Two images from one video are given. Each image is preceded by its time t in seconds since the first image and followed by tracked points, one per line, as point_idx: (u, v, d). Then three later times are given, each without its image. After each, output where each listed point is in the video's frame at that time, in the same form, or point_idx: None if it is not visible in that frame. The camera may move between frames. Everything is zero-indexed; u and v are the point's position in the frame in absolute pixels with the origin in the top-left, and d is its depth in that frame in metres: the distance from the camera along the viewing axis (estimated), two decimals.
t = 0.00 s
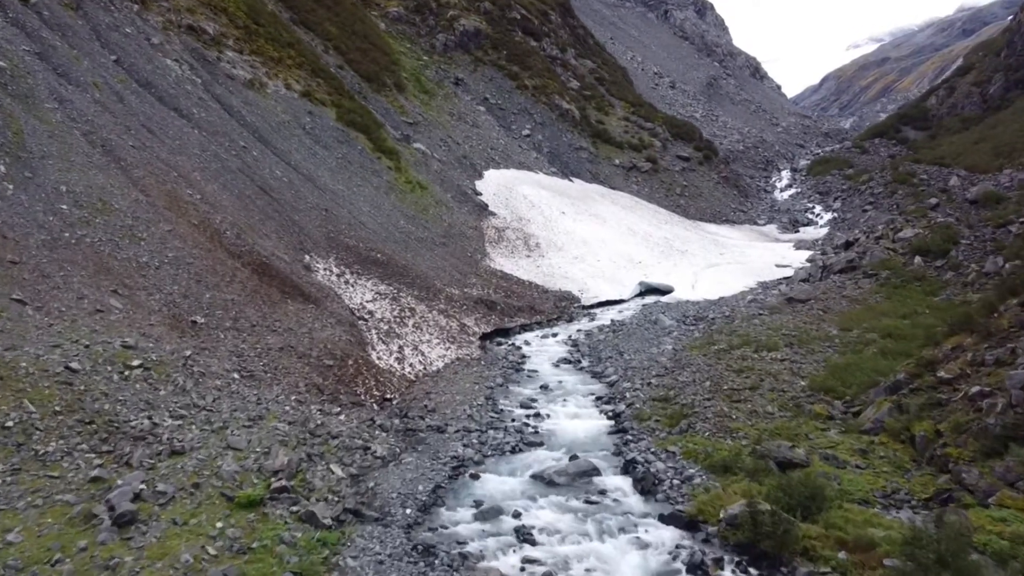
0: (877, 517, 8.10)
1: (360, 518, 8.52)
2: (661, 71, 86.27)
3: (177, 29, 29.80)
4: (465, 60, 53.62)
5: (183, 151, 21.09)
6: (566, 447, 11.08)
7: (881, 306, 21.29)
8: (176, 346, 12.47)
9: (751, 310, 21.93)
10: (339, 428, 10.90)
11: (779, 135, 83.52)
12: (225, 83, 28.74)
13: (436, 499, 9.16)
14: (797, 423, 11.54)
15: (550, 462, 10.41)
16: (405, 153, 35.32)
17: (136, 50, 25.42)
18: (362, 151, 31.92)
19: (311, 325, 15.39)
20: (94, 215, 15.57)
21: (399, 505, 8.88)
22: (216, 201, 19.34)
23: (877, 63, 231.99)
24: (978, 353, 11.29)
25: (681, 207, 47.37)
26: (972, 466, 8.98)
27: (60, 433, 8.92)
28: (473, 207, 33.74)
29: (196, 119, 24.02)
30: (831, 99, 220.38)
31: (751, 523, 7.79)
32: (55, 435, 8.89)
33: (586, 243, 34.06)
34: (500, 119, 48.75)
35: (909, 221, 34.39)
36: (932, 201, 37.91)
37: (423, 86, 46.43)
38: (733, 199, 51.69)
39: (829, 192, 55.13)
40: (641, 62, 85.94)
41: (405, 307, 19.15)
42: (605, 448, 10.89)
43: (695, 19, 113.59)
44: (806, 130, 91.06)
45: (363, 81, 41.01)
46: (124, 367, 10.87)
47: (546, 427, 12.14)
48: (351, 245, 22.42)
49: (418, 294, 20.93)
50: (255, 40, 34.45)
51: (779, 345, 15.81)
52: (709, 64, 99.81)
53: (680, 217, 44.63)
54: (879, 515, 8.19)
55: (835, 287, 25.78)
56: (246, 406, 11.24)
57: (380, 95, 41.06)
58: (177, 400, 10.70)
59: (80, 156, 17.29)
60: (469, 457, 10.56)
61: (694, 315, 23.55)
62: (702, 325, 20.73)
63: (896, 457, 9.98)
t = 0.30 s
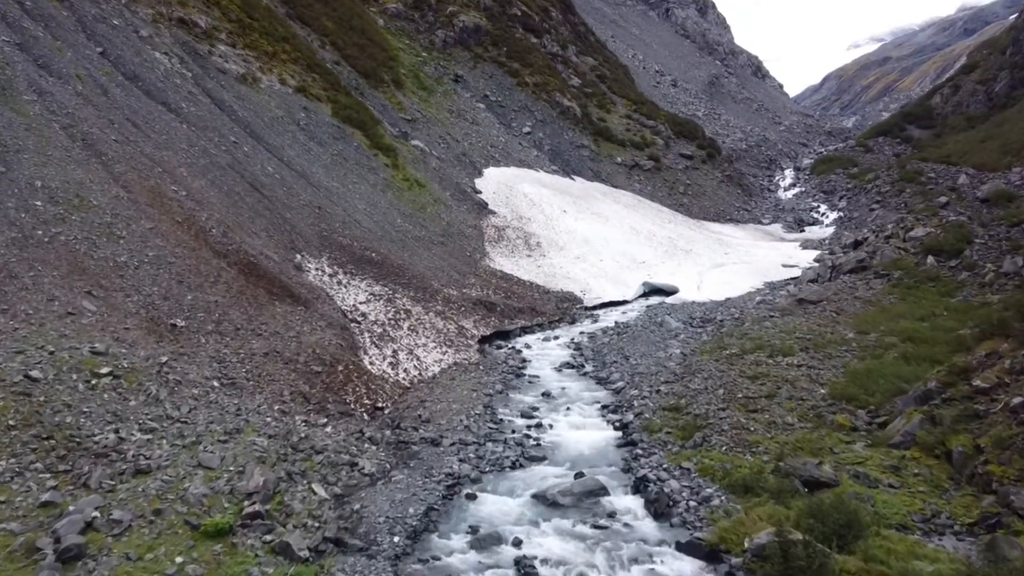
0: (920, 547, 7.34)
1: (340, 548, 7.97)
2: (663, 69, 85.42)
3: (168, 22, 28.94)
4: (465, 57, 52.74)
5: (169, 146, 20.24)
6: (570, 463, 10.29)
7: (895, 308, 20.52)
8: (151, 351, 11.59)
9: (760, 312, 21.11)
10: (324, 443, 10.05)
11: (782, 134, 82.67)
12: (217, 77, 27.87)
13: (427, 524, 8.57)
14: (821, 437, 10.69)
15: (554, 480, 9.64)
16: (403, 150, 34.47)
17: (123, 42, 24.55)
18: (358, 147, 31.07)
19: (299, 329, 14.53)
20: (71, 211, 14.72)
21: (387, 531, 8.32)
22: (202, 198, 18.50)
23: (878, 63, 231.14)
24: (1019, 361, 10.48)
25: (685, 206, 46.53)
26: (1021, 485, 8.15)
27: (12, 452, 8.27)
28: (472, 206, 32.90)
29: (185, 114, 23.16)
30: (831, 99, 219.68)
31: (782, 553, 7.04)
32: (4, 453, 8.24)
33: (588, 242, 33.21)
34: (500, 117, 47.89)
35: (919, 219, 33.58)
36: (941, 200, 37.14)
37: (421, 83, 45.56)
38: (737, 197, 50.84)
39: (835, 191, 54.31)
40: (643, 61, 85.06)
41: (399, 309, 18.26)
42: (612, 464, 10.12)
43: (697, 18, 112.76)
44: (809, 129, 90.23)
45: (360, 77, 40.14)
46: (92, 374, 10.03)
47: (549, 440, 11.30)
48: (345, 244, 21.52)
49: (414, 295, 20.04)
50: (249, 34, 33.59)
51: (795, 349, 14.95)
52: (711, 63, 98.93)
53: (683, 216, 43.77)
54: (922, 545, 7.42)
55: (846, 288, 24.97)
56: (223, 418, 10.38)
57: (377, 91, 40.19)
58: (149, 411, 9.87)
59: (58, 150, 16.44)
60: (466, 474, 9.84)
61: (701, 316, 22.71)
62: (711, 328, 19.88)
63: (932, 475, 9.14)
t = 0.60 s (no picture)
0: None
1: None
2: (664, 68, 84.50)
3: (157, 15, 28.04)
4: (464, 54, 51.84)
5: (154, 141, 19.38)
6: (575, 482, 9.63)
7: (911, 310, 19.70)
8: (122, 358, 10.72)
9: (771, 314, 20.26)
10: (305, 460, 9.59)
11: (785, 132, 81.83)
12: (207, 71, 26.97)
13: (415, 557, 8.04)
14: (846, 452, 9.87)
15: (556, 503, 9.10)
16: (400, 147, 33.62)
17: (108, 33, 23.65)
18: (353, 144, 30.19)
19: (286, 334, 13.68)
20: (43, 209, 13.88)
21: (369, 566, 7.82)
22: (187, 195, 17.65)
23: (878, 62, 230.30)
24: None
25: (687, 205, 45.69)
26: None
27: None
28: (471, 204, 32.04)
29: (172, 108, 22.31)
30: (831, 99, 218.87)
31: None
32: None
33: (590, 242, 32.34)
34: (500, 114, 47.01)
35: (930, 218, 32.77)
36: (950, 199, 36.34)
37: (419, 79, 44.68)
38: (741, 196, 49.99)
39: (839, 190, 53.48)
40: (644, 59, 84.17)
41: (393, 311, 17.37)
42: (620, 485, 9.41)
43: (698, 16, 111.88)
44: (812, 128, 89.38)
45: (357, 73, 39.25)
46: (51, 385, 9.28)
47: (550, 455, 10.58)
48: (338, 243, 20.63)
49: (409, 297, 19.14)
50: (242, 28, 32.69)
51: (812, 355, 14.10)
52: (712, 61, 98.06)
53: (686, 215, 42.93)
54: None
55: (858, 289, 24.14)
56: (196, 433, 9.64)
57: (374, 87, 39.30)
58: (113, 425, 9.16)
59: (33, 144, 15.58)
60: (460, 497, 9.22)
61: (708, 318, 21.87)
62: (720, 331, 19.03)
63: (974, 499, 8.28)
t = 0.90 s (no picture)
0: None
1: None
2: (665, 66, 83.65)
3: (146, 8, 27.14)
4: (464, 51, 50.94)
5: (137, 137, 18.51)
6: (580, 510, 9.01)
7: (928, 313, 18.86)
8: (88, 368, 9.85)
9: (782, 318, 19.41)
10: (283, 485, 9.08)
11: (787, 131, 81.00)
12: (197, 66, 26.09)
13: None
14: (876, 474, 9.00)
15: (558, 534, 8.50)
16: (397, 145, 32.77)
17: (93, 26, 22.77)
18: (348, 141, 29.33)
19: (270, 341, 12.81)
20: (12, 207, 13.00)
21: None
22: (170, 194, 16.78)
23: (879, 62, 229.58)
24: None
25: (690, 204, 44.86)
26: None
27: None
28: (470, 204, 31.20)
29: (159, 104, 21.44)
30: (832, 99, 218.19)
31: None
32: None
33: (592, 242, 31.51)
34: (499, 112, 46.14)
35: (940, 218, 31.93)
36: (960, 198, 35.52)
37: (417, 76, 43.81)
38: (745, 196, 49.14)
39: (844, 189, 52.66)
40: (645, 58, 83.31)
41: (387, 316, 16.50)
42: (628, 514, 8.76)
43: (699, 15, 111.06)
44: (814, 127, 88.56)
45: (353, 70, 38.37)
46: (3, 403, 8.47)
47: (552, 477, 9.90)
48: (331, 243, 19.75)
49: (403, 301, 18.26)
50: (235, 23, 31.81)
51: (831, 364, 13.26)
52: (714, 60, 97.26)
53: (690, 215, 42.08)
54: None
55: (870, 291, 23.31)
56: (163, 455, 8.93)
57: (370, 85, 38.43)
58: (72, 447, 8.45)
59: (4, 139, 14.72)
60: (453, 526, 8.59)
61: (715, 322, 21.01)
62: (729, 336, 18.17)
63: None
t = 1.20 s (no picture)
0: None
1: None
2: (667, 65, 82.79)
3: (133, 2, 26.26)
4: (463, 48, 50.06)
5: (118, 134, 17.66)
6: (586, 546, 8.23)
7: (947, 319, 18.02)
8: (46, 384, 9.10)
9: (794, 324, 18.54)
10: (254, 518, 8.33)
11: (790, 131, 80.13)
12: (186, 61, 25.23)
13: None
14: (914, 504, 8.16)
15: None
16: (393, 143, 31.91)
17: (76, 18, 21.89)
18: (343, 139, 28.45)
19: (252, 351, 11.95)
20: None
21: None
22: (151, 193, 15.92)
23: (880, 62, 228.73)
24: None
25: (693, 204, 44.01)
26: None
27: None
28: (469, 204, 30.34)
29: (143, 100, 20.58)
30: (833, 99, 217.37)
31: None
32: None
33: (593, 243, 30.65)
34: (499, 111, 45.28)
35: (951, 219, 31.06)
36: (970, 199, 34.67)
37: (415, 74, 42.94)
38: (749, 196, 48.27)
39: (849, 189, 51.84)
40: (647, 56, 82.44)
41: (380, 323, 15.62)
42: (641, 551, 7.97)
43: (701, 14, 110.21)
44: (817, 127, 87.73)
45: (349, 67, 37.50)
46: None
47: (555, 505, 9.10)
48: (322, 245, 18.84)
49: (397, 307, 17.39)
50: (227, 18, 30.96)
51: (853, 376, 12.38)
52: (716, 59, 96.42)
53: (693, 215, 41.22)
54: None
55: (882, 295, 22.47)
56: (122, 483, 8.27)
57: (367, 82, 37.56)
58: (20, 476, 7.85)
59: None
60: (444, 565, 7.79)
61: (723, 327, 20.14)
62: (740, 342, 17.28)
63: None
